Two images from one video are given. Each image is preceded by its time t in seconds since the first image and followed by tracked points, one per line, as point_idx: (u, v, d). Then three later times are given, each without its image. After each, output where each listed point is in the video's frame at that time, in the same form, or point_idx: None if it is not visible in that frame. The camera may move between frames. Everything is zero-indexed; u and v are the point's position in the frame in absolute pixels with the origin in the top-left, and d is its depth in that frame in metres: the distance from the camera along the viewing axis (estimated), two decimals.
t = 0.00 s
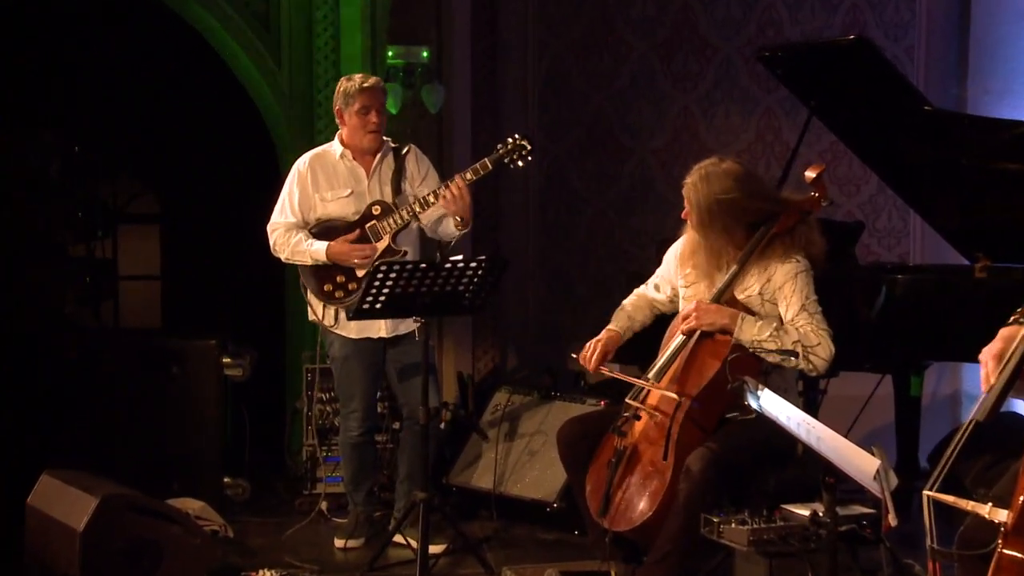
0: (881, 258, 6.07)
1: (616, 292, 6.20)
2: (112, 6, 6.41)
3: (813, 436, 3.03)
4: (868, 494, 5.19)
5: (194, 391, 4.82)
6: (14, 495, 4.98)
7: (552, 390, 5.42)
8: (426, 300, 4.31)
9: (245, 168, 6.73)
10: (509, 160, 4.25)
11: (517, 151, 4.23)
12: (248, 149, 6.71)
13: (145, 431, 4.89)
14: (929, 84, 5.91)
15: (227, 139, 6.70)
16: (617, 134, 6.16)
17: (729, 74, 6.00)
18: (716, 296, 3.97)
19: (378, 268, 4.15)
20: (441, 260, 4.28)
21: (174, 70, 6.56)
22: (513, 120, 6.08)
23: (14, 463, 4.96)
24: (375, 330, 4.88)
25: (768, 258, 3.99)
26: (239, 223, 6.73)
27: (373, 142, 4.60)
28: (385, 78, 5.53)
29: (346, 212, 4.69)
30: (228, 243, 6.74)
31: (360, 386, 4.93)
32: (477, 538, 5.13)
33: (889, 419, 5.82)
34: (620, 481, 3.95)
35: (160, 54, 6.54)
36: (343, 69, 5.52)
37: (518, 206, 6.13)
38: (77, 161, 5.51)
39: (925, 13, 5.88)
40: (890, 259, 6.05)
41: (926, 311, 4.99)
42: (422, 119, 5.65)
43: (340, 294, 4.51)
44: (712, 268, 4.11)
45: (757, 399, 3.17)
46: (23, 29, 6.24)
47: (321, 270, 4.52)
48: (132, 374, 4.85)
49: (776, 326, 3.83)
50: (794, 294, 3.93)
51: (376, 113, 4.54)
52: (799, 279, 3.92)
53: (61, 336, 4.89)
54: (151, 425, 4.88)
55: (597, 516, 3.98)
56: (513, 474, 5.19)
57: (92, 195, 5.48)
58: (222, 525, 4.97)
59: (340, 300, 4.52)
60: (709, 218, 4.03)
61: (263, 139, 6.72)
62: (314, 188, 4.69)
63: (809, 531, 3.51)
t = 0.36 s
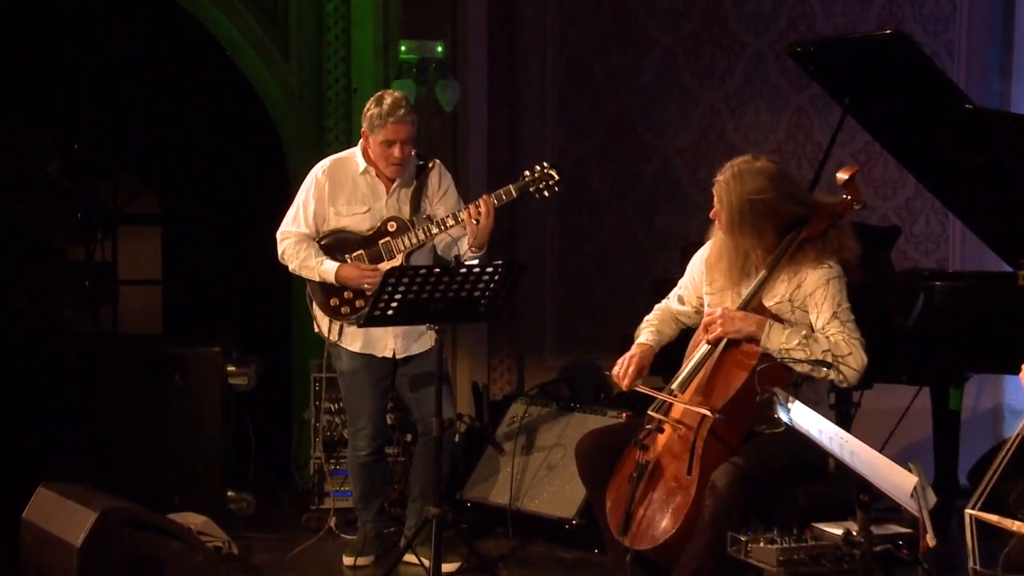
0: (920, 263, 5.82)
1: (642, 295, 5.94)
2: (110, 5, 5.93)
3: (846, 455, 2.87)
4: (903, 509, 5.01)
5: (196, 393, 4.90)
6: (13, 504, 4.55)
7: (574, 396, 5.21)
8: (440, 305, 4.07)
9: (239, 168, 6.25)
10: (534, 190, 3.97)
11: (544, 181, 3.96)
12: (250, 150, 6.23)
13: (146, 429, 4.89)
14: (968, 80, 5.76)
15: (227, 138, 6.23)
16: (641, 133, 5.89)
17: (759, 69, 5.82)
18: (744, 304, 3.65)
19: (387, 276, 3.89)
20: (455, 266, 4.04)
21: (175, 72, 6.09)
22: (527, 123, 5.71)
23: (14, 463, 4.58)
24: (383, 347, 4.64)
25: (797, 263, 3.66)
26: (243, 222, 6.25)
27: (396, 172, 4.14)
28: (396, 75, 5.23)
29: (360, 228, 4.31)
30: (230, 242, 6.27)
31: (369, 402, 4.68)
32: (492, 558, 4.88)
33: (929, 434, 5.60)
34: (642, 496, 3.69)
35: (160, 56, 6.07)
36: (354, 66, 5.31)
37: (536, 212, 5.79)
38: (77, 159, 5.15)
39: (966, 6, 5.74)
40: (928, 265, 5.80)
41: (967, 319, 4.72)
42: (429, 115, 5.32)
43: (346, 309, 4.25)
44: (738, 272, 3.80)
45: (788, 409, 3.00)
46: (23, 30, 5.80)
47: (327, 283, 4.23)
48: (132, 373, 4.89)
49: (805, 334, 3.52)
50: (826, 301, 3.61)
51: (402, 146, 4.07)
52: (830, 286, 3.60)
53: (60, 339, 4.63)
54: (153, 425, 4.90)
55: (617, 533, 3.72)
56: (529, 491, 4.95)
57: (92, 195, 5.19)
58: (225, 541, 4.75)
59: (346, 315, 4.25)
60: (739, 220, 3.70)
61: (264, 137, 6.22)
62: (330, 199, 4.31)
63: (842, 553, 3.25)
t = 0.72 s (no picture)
0: (966, 268, 5.56)
1: (671, 303, 5.68)
2: (109, 4, 5.46)
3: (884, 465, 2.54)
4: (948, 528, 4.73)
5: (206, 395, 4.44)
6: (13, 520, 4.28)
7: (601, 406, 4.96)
8: (459, 312, 3.82)
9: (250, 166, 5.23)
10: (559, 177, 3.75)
11: (569, 169, 3.73)
12: (249, 149, 5.68)
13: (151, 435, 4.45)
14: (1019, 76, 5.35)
15: (226, 137, 5.70)
16: (669, 132, 5.62)
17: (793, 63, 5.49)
18: (780, 310, 3.37)
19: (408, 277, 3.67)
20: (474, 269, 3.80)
21: (174, 71, 5.60)
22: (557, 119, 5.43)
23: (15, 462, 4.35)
24: (400, 352, 4.39)
25: (832, 271, 3.40)
26: (243, 221, 5.71)
27: (408, 160, 3.95)
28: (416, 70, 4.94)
29: (377, 223, 4.04)
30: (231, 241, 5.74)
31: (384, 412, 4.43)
32: None
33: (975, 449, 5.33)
34: (669, 513, 3.30)
35: (159, 54, 5.59)
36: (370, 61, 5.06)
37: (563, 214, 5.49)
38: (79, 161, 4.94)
39: None
40: (975, 271, 5.53)
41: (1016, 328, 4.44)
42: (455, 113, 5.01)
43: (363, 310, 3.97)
44: (771, 280, 3.51)
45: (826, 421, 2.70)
46: (22, 29, 5.17)
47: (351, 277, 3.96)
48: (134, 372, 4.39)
49: (834, 342, 3.27)
50: (861, 308, 3.36)
51: (410, 133, 3.87)
52: (865, 295, 3.34)
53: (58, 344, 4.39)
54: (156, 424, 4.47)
55: (645, 554, 3.32)
56: (552, 506, 4.69)
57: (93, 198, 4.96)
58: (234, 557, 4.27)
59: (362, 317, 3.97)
60: (771, 225, 3.45)
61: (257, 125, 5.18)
62: (346, 195, 4.04)
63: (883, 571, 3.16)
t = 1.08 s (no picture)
0: (1016, 274, 5.24)
1: (702, 306, 5.13)
2: (109, 2, 4.83)
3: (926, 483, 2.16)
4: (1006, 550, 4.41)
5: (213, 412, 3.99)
6: (12, 525, 4.00)
7: (630, 419, 4.70)
8: (479, 322, 3.60)
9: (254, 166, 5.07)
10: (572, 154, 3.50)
11: (580, 143, 3.50)
12: (250, 149, 5.06)
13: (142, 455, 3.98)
14: None
15: (227, 136, 5.06)
16: (704, 130, 5.10)
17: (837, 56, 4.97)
18: (818, 316, 3.10)
19: (425, 282, 3.43)
20: (497, 275, 3.57)
21: (175, 72, 4.95)
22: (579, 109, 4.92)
23: (13, 462, 4.04)
24: (422, 356, 4.11)
25: (875, 276, 3.10)
26: (243, 223, 5.09)
27: (418, 150, 3.75)
28: (437, 64, 4.67)
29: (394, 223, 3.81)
30: (232, 242, 5.10)
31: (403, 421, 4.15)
32: None
33: None
34: (703, 531, 3.05)
35: (159, 54, 4.94)
36: (387, 56, 4.83)
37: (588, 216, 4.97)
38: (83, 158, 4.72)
39: None
40: None
41: None
42: (478, 110, 4.70)
43: (382, 314, 3.69)
44: (806, 291, 3.22)
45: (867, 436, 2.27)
46: (23, 30, 4.75)
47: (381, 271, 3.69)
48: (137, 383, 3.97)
49: (878, 352, 2.99)
50: (904, 319, 3.06)
51: (416, 118, 3.68)
52: (908, 303, 3.05)
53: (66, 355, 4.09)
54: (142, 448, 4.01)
55: None
56: (578, 524, 4.43)
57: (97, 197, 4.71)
58: None
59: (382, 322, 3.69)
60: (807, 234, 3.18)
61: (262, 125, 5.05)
62: (361, 193, 3.80)
63: None
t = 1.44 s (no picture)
0: None
1: (733, 318, 4.88)
2: None
3: (982, 510, 1.84)
4: None
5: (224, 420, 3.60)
6: (12, 526, 3.67)
7: (655, 434, 4.45)
8: (496, 334, 3.37)
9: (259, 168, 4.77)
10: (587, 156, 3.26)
11: (597, 146, 3.25)
12: (250, 149, 4.76)
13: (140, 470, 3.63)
14: None
15: (227, 136, 4.76)
16: (730, 131, 4.85)
17: (873, 52, 4.76)
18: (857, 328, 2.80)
19: (438, 291, 3.20)
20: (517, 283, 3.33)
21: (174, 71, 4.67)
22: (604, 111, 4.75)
23: (13, 463, 3.67)
24: (433, 372, 3.78)
25: (915, 287, 2.79)
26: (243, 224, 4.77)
27: (428, 166, 3.49)
28: (452, 62, 4.42)
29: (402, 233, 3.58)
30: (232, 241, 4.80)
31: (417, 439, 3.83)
32: None
33: None
34: (733, 556, 2.82)
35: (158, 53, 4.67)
36: (403, 52, 4.56)
37: (613, 219, 4.76)
38: (83, 157, 4.51)
39: None
40: None
41: None
42: (495, 109, 4.46)
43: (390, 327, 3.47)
44: (841, 309, 2.92)
45: (906, 455, 2.03)
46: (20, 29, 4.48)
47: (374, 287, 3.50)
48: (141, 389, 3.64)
49: (918, 368, 2.70)
50: (945, 334, 2.75)
51: (425, 135, 3.43)
52: (948, 315, 2.75)
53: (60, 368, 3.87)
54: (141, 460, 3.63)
55: None
56: (601, 547, 4.19)
57: (98, 198, 4.49)
58: None
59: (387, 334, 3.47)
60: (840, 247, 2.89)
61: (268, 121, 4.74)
62: (365, 205, 3.58)
63: None
